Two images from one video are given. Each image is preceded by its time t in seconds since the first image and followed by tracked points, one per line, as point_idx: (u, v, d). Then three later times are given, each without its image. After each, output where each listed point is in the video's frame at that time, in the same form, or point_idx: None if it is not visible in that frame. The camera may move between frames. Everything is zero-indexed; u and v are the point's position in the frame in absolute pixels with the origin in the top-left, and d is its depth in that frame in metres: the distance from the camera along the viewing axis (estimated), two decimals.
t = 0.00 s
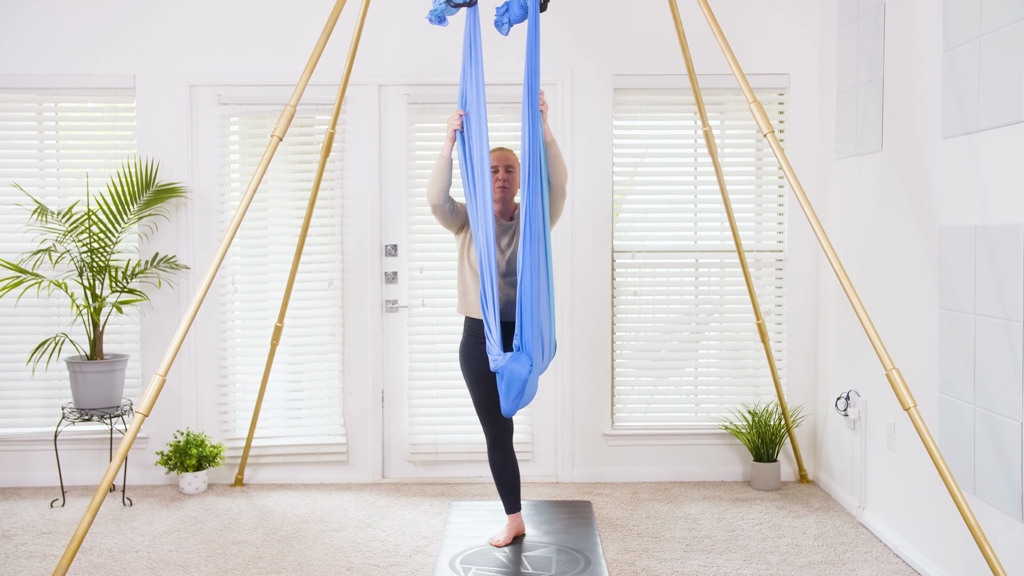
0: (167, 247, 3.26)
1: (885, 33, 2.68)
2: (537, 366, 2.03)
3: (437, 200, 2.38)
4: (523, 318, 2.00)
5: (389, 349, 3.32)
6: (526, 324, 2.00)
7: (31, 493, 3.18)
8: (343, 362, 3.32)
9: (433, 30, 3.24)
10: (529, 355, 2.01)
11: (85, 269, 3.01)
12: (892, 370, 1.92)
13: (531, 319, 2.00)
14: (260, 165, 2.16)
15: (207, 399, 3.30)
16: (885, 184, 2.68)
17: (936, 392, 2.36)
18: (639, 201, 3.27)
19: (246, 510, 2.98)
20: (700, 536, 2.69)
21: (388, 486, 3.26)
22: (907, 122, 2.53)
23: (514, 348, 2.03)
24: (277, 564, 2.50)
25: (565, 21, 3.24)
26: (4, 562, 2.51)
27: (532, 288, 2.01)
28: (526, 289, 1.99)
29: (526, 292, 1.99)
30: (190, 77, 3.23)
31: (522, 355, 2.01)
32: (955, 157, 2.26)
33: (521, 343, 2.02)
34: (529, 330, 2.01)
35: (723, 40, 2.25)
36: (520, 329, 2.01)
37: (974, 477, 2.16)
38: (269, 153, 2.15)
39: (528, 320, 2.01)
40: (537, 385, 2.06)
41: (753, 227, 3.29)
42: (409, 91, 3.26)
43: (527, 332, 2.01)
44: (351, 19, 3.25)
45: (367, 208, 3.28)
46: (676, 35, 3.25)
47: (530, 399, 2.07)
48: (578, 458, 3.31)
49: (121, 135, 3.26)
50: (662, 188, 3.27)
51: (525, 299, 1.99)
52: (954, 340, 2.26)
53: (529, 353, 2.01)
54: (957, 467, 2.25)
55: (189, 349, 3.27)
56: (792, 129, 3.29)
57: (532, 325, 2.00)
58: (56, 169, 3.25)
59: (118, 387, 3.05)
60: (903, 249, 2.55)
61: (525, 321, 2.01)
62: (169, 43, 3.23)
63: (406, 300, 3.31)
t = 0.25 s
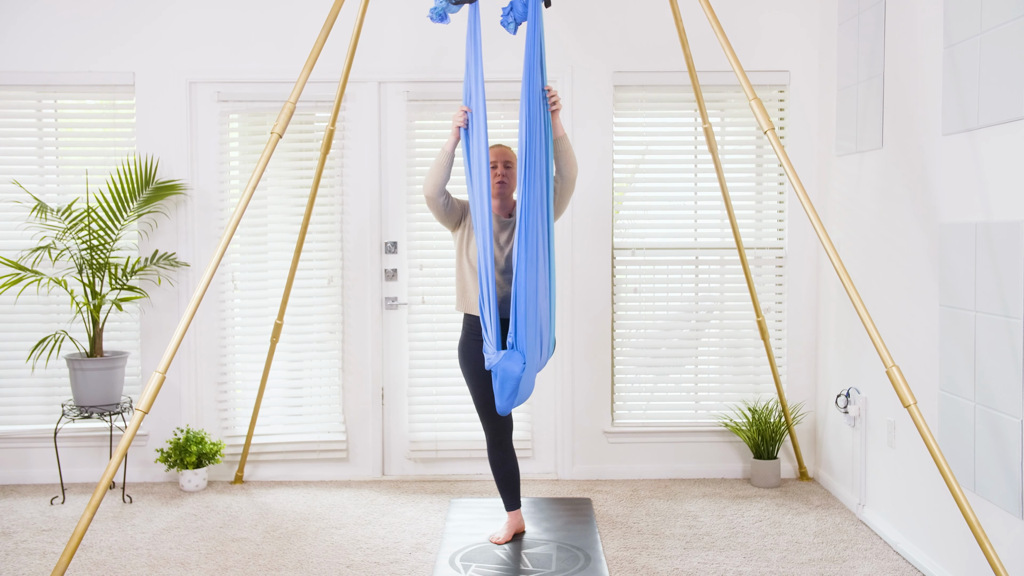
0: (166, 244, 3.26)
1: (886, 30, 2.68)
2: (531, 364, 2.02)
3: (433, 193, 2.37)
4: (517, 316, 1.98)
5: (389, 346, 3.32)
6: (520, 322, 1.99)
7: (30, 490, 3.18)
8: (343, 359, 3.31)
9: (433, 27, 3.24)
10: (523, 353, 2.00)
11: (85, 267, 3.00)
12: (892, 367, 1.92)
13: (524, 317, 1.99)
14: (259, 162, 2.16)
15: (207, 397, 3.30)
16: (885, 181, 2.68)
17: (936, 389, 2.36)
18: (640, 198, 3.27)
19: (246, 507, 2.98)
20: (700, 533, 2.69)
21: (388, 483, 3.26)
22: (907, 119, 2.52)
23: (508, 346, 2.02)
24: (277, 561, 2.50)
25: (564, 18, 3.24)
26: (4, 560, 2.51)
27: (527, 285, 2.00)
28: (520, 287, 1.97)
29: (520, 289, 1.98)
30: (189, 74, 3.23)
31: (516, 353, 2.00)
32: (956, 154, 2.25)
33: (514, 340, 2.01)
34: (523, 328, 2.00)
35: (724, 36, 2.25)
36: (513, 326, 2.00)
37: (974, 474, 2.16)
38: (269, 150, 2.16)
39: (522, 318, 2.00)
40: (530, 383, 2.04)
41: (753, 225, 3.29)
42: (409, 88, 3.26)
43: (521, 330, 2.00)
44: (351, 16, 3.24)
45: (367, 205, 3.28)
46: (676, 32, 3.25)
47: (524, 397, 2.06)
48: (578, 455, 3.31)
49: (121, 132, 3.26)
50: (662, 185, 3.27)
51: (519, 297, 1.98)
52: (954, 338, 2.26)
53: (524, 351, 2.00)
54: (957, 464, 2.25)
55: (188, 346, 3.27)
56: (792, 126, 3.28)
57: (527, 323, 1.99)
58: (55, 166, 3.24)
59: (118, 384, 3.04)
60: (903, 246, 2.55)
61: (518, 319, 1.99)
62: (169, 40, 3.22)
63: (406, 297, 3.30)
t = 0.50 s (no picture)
0: (166, 241, 3.26)
1: (887, 26, 2.67)
2: (530, 360, 2.00)
3: (435, 181, 2.37)
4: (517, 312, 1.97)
5: (389, 343, 3.32)
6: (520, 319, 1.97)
7: (30, 487, 3.18)
8: (343, 356, 3.31)
9: (433, 24, 3.23)
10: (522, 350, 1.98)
11: (84, 264, 3.00)
12: (892, 364, 1.92)
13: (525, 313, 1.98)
14: (259, 158, 2.14)
15: (207, 394, 3.30)
16: (885, 178, 2.68)
17: (936, 386, 2.36)
18: (640, 195, 3.27)
19: (246, 504, 2.98)
20: (700, 530, 2.69)
21: (388, 480, 3.27)
22: (908, 116, 2.52)
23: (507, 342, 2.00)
24: (277, 558, 2.50)
25: (564, 15, 3.23)
26: (4, 556, 2.51)
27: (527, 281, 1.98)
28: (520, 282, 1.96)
29: (520, 285, 1.97)
30: (189, 70, 3.22)
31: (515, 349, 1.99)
32: (956, 151, 2.25)
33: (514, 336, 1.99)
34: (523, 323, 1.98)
35: (724, 33, 2.24)
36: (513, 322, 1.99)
37: (974, 471, 2.16)
38: (268, 147, 2.15)
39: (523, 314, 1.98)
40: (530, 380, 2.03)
41: (753, 221, 3.29)
42: (409, 85, 3.26)
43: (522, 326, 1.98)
44: (351, 13, 3.23)
45: (367, 202, 3.27)
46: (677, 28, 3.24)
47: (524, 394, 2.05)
48: (578, 452, 3.31)
49: (120, 129, 3.25)
50: (662, 182, 3.27)
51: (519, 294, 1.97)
52: (954, 335, 2.26)
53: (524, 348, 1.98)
54: (957, 461, 2.25)
55: (188, 343, 3.26)
56: (793, 123, 3.28)
57: (527, 319, 1.97)
58: (54, 163, 3.24)
59: (117, 381, 3.04)
60: (903, 243, 2.55)
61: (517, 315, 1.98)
62: (168, 37, 3.22)
63: (406, 294, 3.30)
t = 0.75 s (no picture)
0: (166, 239, 3.25)
1: (887, 24, 2.67)
2: (529, 358, 2.02)
3: (432, 186, 2.37)
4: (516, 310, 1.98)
5: (389, 341, 3.31)
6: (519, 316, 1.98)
7: (30, 485, 3.18)
8: (343, 354, 3.31)
9: (432, 22, 3.23)
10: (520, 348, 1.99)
11: (84, 262, 3.00)
12: (892, 362, 1.92)
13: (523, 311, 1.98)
14: (259, 156, 2.15)
15: (207, 392, 3.30)
16: (885, 175, 2.68)
17: (936, 384, 2.36)
18: (640, 193, 3.26)
19: (246, 502, 2.98)
20: (700, 528, 2.69)
21: (388, 478, 3.27)
22: (908, 114, 2.51)
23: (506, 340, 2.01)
24: (277, 556, 2.50)
25: (564, 12, 3.23)
26: (4, 554, 2.51)
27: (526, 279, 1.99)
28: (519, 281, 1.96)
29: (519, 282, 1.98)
30: (189, 68, 3.22)
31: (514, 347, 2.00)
32: (956, 149, 2.25)
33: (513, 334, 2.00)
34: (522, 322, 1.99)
35: (725, 31, 2.25)
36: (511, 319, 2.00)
37: (975, 469, 2.16)
38: (268, 144, 2.15)
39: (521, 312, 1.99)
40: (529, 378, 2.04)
41: (753, 219, 3.28)
42: (408, 83, 3.25)
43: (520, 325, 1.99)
44: (351, 10, 3.23)
45: (367, 200, 3.27)
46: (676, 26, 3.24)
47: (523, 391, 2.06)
48: (578, 450, 3.31)
49: (120, 126, 3.25)
50: (662, 179, 3.26)
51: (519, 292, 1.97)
52: (954, 332, 2.26)
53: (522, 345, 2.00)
54: (957, 459, 2.24)
55: (188, 341, 3.26)
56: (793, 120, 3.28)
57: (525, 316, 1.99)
58: (54, 161, 3.24)
59: (117, 379, 3.04)
60: (903, 241, 2.55)
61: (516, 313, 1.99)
62: (168, 35, 3.21)
63: (406, 292, 3.30)
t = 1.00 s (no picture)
0: (165, 237, 3.25)
1: (888, 21, 2.66)
2: (526, 358, 2.03)
3: (435, 185, 2.36)
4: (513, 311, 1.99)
5: (389, 339, 3.31)
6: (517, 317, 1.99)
7: (30, 483, 3.18)
8: (343, 353, 3.31)
9: (433, 20, 3.23)
10: (518, 348, 2.01)
11: (83, 260, 3.00)
12: (892, 360, 1.92)
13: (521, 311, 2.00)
14: (259, 154, 2.15)
15: (206, 390, 3.30)
16: (885, 174, 2.68)
17: (936, 383, 2.35)
18: (639, 191, 3.26)
19: (246, 501, 2.98)
20: (700, 527, 2.69)
21: (388, 477, 3.26)
22: (909, 112, 2.51)
23: (504, 340, 2.03)
24: (277, 554, 2.50)
25: (564, 10, 3.22)
26: (3, 553, 2.51)
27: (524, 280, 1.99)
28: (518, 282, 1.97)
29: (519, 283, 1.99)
30: (189, 66, 3.22)
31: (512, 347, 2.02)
32: (956, 147, 2.25)
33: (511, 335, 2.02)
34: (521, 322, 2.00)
35: (726, 29, 2.25)
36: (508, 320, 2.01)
37: (975, 467, 2.15)
38: (268, 142, 2.15)
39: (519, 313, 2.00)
40: (527, 378, 2.06)
41: (753, 218, 3.28)
42: (408, 81, 3.25)
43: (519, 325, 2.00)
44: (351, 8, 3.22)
45: (367, 198, 3.27)
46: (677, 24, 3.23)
47: (521, 390, 2.08)
48: (578, 449, 3.30)
49: (120, 125, 3.24)
50: (662, 178, 3.26)
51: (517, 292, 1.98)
52: (955, 331, 2.25)
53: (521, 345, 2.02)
54: (957, 458, 2.24)
55: (188, 339, 3.26)
56: (793, 118, 3.27)
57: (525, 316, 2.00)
58: (54, 159, 3.23)
59: (117, 378, 3.04)
60: (904, 240, 2.55)
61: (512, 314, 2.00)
62: (167, 33, 3.21)
63: (406, 290, 3.30)
